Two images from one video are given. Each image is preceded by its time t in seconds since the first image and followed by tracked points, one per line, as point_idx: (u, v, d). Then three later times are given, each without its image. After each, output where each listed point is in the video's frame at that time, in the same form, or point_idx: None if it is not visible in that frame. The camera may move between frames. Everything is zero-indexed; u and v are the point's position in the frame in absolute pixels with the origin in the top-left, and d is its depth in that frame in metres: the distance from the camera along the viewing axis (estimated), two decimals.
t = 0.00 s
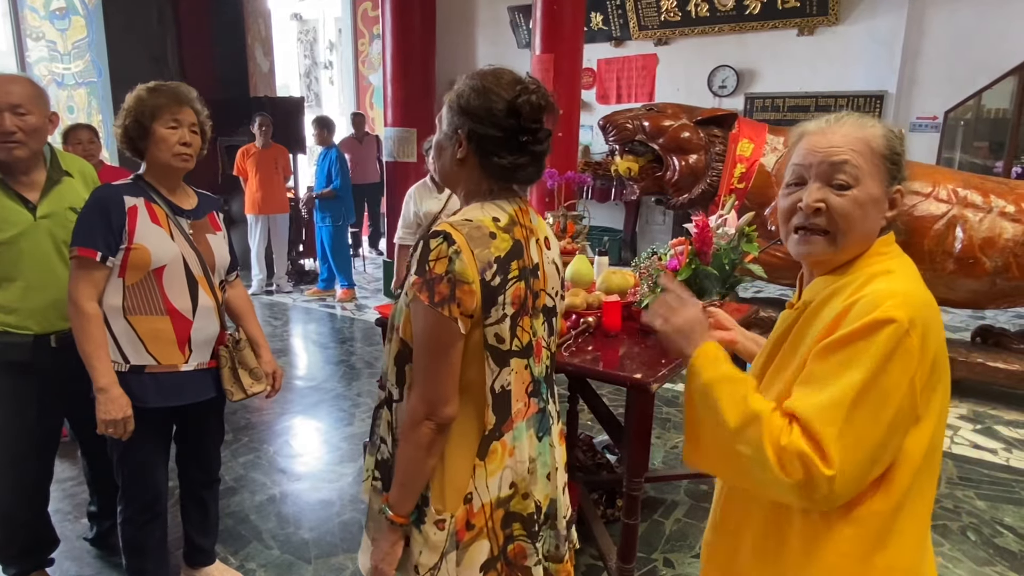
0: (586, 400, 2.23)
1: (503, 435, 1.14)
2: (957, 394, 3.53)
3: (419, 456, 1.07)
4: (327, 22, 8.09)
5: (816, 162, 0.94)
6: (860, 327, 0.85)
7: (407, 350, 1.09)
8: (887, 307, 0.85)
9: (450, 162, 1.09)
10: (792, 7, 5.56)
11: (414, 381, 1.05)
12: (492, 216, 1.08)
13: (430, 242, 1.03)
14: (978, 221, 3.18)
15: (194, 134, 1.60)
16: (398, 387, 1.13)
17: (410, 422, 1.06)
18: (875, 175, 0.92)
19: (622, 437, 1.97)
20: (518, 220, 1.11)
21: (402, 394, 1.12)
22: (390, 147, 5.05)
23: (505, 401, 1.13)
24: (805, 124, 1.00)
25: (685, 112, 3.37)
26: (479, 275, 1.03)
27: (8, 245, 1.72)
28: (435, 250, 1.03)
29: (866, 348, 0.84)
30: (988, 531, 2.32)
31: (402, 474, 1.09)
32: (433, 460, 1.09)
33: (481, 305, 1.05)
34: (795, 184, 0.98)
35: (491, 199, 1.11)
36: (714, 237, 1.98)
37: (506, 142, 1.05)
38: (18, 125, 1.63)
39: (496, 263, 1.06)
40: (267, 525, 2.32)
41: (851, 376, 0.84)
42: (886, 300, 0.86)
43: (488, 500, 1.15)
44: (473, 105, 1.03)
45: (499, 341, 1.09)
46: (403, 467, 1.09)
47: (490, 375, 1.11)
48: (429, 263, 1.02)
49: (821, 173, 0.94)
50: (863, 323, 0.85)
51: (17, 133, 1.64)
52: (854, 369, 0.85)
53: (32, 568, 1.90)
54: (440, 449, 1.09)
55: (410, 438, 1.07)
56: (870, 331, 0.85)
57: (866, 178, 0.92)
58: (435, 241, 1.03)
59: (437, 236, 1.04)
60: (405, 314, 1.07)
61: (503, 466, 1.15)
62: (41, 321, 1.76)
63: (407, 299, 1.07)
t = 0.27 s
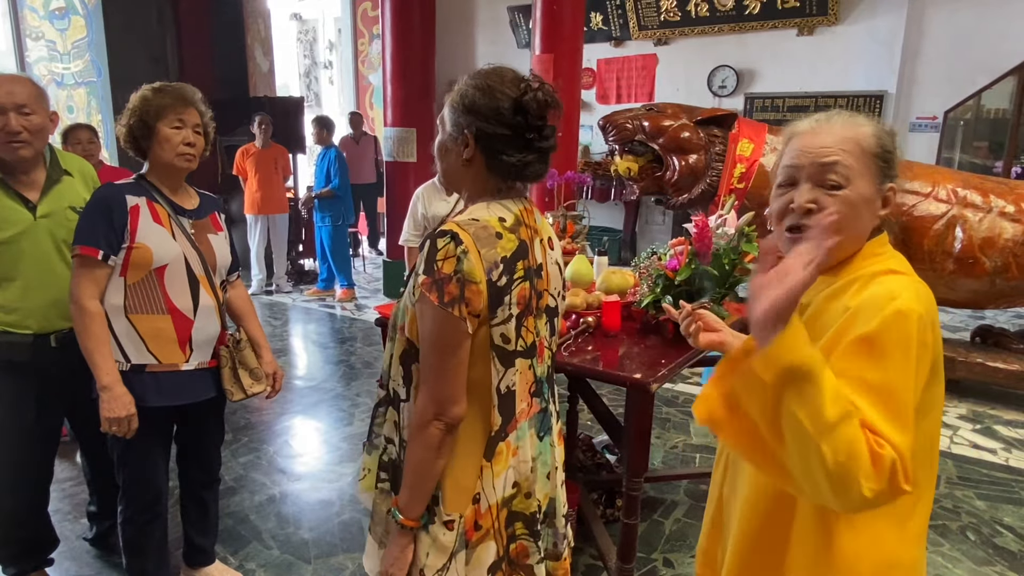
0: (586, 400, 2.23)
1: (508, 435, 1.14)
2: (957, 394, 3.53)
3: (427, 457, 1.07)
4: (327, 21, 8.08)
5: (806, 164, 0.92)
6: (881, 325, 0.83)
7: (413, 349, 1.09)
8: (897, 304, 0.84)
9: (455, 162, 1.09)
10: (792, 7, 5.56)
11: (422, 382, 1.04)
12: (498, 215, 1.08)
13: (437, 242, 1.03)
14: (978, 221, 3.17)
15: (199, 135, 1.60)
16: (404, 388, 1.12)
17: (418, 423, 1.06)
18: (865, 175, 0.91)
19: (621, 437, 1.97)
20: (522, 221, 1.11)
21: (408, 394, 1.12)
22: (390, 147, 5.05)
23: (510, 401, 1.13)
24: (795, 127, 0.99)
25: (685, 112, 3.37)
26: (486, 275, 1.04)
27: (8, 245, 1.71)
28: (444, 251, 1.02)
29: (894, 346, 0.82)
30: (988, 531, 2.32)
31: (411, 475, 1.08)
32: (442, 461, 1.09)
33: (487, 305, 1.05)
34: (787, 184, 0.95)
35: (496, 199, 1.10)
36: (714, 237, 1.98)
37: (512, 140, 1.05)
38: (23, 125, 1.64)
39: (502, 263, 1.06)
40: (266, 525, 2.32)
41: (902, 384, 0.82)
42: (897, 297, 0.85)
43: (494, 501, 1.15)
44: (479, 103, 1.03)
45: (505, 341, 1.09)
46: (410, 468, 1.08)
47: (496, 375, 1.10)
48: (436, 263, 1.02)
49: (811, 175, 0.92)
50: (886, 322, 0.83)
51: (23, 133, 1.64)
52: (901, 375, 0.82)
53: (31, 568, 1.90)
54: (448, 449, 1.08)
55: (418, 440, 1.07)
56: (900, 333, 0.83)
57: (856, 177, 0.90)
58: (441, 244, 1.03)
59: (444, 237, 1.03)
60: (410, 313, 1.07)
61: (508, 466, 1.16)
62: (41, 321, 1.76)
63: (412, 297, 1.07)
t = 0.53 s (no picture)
0: (586, 399, 2.23)
1: (509, 438, 1.14)
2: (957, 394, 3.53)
3: (428, 459, 1.07)
4: (327, 21, 8.08)
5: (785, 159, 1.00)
6: (878, 360, 0.80)
7: (413, 351, 1.09)
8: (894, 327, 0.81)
9: (456, 164, 1.09)
10: (792, 7, 5.56)
11: (422, 383, 1.04)
12: (497, 217, 1.08)
13: (436, 244, 1.03)
14: (978, 221, 3.17)
15: (199, 135, 1.60)
16: (405, 389, 1.12)
17: (418, 425, 1.06)
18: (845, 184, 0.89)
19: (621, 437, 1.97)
20: (522, 222, 1.11)
21: (408, 395, 1.12)
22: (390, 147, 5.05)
23: (510, 403, 1.13)
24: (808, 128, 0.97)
25: (685, 112, 3.37)
26: (485, 276, 1.04)
27: (8, 245, 1.71)
28: (442, 252, 1.02)
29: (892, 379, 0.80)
30: (988, 531, 2.32)
31: (411, 477, 1.08)
32: (442, 463, 1.08)
33: (486, 306, 1.05)
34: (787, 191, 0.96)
35: (496, 200, 1.10)
36: (714, 237, 1.98)
37: (516, 142, 1.05)
38: (27, 125, 1.64)
39: (501, 265, 1.06)
40: (266, 525, 2.32)
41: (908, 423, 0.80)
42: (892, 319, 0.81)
43: (495, 504, 1.16)
44: (482, 105, 1.03)
45: (505, 343, 1.09)
46: (411, 470, 1.08)
47: (496, 377, 1.10)
48: (433, 265, 1.02)
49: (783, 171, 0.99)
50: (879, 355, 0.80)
51: (27, 133, 1.65)
52: (907, 415, 0.79)
53: (31, 567, 1.90)
54: (448, 451, 1.08)
55: (418, 442, 1.07)
56: (901, 369, 0.79)
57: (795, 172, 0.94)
58: (440, 246, 1.03)
59: (442, 239, 1.03)
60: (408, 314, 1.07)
61: (509, 469, 1.16)
62: (42, 320, 1.76)
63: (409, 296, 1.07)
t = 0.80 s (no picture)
0: (586, 399, 2.22)
1: (509, 438, 1.14)
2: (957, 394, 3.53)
3: (425, 458, 1.07)
4: (327, 21, 8.08)
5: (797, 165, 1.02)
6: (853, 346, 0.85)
7: (413, 351, 1.09)
8: (882, 324, 0.84)
9: (454, 162, 1.09)
10: (792, 7, 5.56)
11: (421, 384, 1.04)
12: (499, 217, 1.08)
13: (437, 245, 1.03)
14: (978, 221, 3.17)
15: (198, 134, 1.60)
16: (404, 389, 1.12)
17: (416, 424, 1.06)
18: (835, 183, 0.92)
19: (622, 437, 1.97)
20: (524, 222, 1.11)
21: (408, 394, 1.12)
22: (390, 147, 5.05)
23: (511, 404, 1.13)
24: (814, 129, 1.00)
25: (685, 112, 3.37)
26: (485, 277, 1.04)
27: (8, 245, 1.71)
28: (442, 253, 1.02)
29: (864, 370, 0.84)
30: (988, 531, 2.32)
31: (409, 476, 1.08)
32: (439, 462, 1.08)
33: (487, 307, 1.05)
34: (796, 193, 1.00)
35: (496, 200, 1.10)
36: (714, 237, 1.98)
37: (509, 138, 1.04)
38: (30, 125, 1.65)
39: (502, 266, 1.06)
40: (266, 525, 2.32)
41: (867, 415, 0.84)
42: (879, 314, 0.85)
43: (494, 503, 1.16)
44: (476, 103, 1.03)
45: (506, 344, 1.09)
46: (409, 469, 1.08)
47: (497, 378, 1.10)
48: (433, 266, 1.02)
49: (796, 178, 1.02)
50: (856, 340, 0.85)
51: (29, 133, 1.65)
52: (869, 406, 0.84)
53: (31, 567, 1.90)
54: (446, 451, 1.08)
55: (416, 441, 1.07)
56: (872, 356, 0.84)
57: (810, 178, 0.96)
58: (440, 247, 1.03)
59: (442, 239, 1.03)
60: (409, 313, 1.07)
61: (509, 469, 1.16)
62: (42, 321, 1.76)
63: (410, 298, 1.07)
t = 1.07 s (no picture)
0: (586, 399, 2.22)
1: (510, 438, 1.14)
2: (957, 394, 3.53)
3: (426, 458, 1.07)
4: (327, 21, 8.08)
5: (823, 174, 0.94)
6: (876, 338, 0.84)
7: (413, 351, 1.09)
8: (908, 320, 0.83)
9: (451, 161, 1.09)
10: (792, 7, 5.56)
11: (421, 385, 1.04)
12: (498, 217, 1.08)
13: (438, 244, 1.03)
14: (978, 221, 3.17)
15: (199, 135, 1.60)
16: (404, 389, 1.12)
17: (416, 425, 1.06)
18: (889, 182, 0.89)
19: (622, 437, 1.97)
20: (524, 222, 1.11)
21: (408, 395, 1.12)
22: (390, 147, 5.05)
23: (511, 404, 1.13)
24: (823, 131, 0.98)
25: (685, 112, 3.37)
26: (485, 277, 1.04)
27: (7, 245, 1.71)
28: (442, 252, 1.02)
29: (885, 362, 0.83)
30: (988, 531, 2.32)
31: (410, 476, 1.08)
32: (440, 462, 1.08)
33: (486, 308, 1.05)
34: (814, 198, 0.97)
35: (496, 200, 1.10)
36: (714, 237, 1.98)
37: (504, 134, 1.04)
38: (30, 125, 1.65)
39: (502, 266, 1.06)
40: (267, 525, 2.32)
41: (880, 406, 0.83)
42: (907, 311, 0.84)
43: (495, 503, 1.16)
44: (471, 102, 1.03)
45: (506, 344, 1.09)
46: (409, 469, 1.08)
47: (497, 378, 1.10)
48: (436, 267, 1.02)
49: (830, 186, 0.93)
50: (879, 334, 0.85)
51: (30, 133, 1.65)
52: (883, 397, 0.83)
53: (31, 567, 1.90)
54: (446, 451, 1.08)
55: (416, 441, 1.07)
56: (892, 347, 0.83)
57: (873, 185, 0.89)
58: (440, 246, 1.03)
59: (442, 239, 1.03)
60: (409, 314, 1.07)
61: (509, 469, 1.16)
62: (41, 321, 1.77)
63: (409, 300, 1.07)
